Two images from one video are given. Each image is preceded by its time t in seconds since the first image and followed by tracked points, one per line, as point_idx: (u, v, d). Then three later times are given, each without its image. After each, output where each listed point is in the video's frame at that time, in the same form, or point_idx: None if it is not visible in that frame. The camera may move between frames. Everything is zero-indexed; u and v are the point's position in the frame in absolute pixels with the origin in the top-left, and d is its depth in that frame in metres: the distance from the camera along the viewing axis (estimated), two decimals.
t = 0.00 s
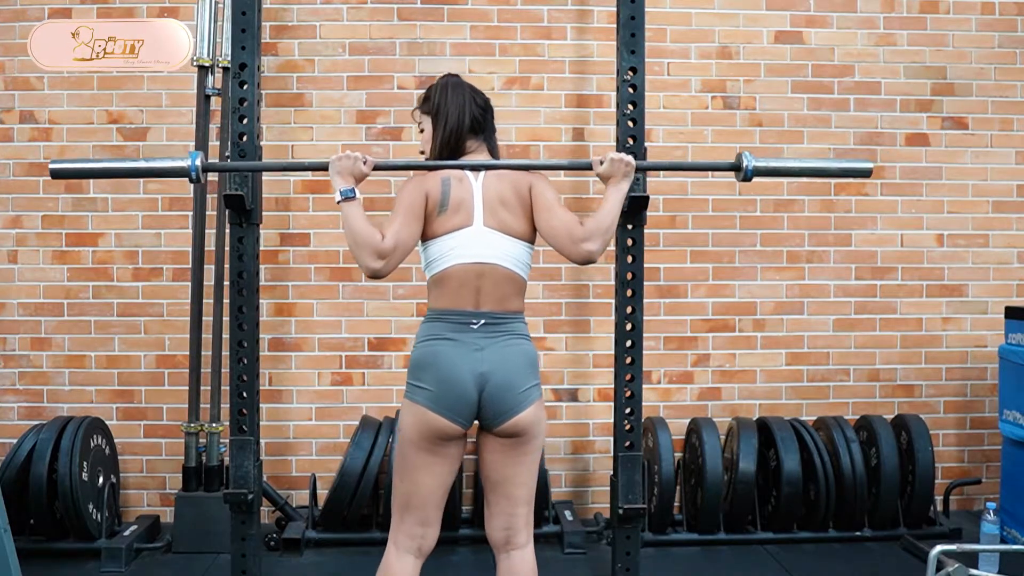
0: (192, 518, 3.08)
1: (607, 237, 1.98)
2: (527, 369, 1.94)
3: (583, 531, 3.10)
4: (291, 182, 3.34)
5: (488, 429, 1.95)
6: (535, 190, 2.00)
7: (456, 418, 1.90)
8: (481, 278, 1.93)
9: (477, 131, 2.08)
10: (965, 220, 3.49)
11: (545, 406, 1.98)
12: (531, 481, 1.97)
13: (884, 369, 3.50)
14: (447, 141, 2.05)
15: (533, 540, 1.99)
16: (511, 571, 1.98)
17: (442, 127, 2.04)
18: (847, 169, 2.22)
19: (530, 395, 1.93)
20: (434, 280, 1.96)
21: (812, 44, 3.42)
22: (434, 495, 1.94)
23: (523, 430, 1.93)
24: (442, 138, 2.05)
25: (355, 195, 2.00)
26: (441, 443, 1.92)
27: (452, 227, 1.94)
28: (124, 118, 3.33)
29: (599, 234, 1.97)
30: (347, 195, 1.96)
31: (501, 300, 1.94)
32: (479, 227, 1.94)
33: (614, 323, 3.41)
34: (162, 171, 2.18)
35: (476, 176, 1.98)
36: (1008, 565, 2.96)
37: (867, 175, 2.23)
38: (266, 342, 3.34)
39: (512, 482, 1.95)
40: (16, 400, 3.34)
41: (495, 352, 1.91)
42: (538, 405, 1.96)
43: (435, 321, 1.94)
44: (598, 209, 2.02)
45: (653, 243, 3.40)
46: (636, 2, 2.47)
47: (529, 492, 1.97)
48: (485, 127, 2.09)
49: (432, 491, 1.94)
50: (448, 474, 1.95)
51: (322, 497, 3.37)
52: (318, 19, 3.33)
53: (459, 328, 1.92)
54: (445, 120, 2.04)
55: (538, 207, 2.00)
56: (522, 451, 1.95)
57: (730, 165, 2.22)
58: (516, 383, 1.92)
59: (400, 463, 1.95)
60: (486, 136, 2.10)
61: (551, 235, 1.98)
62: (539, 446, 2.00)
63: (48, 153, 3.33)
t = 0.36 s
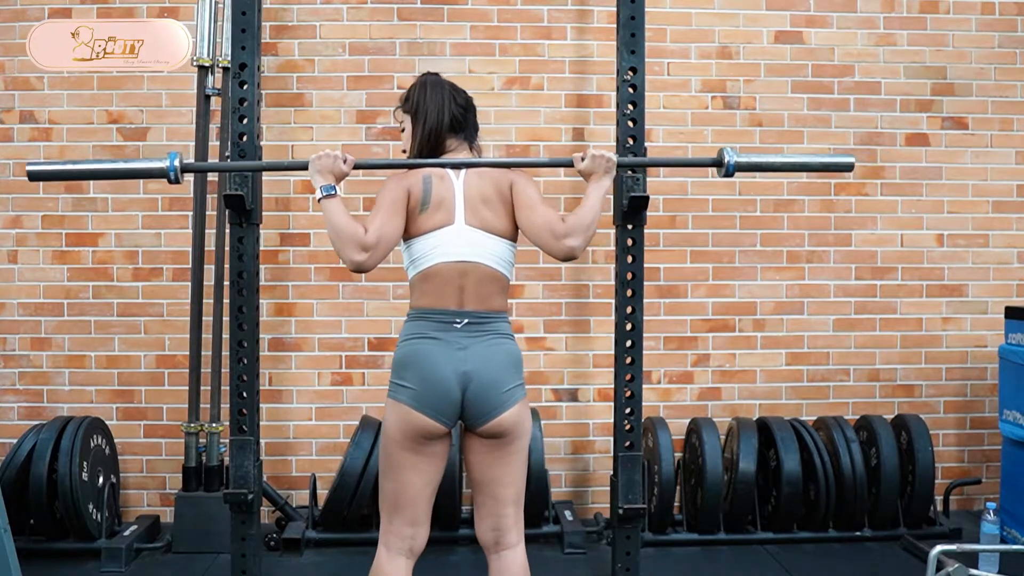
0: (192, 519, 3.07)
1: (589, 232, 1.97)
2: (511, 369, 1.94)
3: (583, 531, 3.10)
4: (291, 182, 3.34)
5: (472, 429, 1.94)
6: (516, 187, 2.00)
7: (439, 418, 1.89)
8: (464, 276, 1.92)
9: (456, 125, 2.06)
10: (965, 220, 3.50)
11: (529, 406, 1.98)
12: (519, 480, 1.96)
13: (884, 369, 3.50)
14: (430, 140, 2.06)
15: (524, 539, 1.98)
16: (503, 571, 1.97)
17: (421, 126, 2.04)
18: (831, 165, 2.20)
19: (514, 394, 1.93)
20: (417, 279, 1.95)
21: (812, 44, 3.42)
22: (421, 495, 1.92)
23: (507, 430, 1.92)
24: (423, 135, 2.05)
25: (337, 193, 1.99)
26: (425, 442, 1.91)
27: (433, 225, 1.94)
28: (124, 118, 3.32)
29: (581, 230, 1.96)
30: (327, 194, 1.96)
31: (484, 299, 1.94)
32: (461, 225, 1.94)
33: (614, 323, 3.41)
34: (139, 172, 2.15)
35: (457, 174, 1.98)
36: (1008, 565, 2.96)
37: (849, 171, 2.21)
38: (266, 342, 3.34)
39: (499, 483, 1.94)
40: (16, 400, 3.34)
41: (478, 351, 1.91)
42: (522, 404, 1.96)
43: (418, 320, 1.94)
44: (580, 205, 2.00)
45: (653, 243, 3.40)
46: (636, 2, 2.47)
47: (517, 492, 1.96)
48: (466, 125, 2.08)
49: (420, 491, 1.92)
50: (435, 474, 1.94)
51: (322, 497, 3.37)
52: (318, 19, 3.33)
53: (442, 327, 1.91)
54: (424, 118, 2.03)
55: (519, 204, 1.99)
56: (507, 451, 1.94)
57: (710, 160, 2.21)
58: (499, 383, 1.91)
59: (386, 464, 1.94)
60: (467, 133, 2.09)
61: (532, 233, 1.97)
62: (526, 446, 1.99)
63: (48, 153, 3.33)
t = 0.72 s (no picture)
0: (192, 518, 3.07)
1: (582, 228, 1.96)
2: (508, 367, 1.93)
3: (583, 531, 3.10)
4: (291, 182, 3.34)
5: (470, 429, 1.94)
6: (508, 184, 1.99)
7: (436, 417, 1.89)
8: (457, 275, 1.92)
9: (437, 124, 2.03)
10: (965, 220, 3.49)
11: (527, 404, 1.98)
12: (517, 479, 1.96)
13: (884, 369, 3.50)
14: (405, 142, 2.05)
15: (523, 538, 1.98)
16: (502, 570, 1.97)
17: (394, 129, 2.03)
18: (824, 154, 2.19)
19: (511, 393, 1.93)
20: (410, 279, 1.95)
21: (812, 44, 3.42)
22: (419, 494, 1.92)
23: (505, 428, 1.92)
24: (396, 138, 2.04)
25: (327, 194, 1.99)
26: (423, 442, 1.91)
27: (425, 225, 1.94)
28: (124, 118, 3.32)
29: (574, 226, 1.95)
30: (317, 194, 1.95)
31: (478, 297, 1.94)
32: (453, 224, 1.93)
33: (614, 323, 3.41)
34: (129, 175, 2.15)
35: (447, 172, 1.97)
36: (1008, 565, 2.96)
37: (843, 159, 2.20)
38: (266, 342, 3.34)
39: (497, 482, 1.94)
40: (16, 400, 3.34)
41: (475, 350, 1.91)
42: (520, 403, 1.95)
43: (413, 320, 1.94)
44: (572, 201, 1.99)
45: (653, 243, 3.40)
46: (636, 2, 2.47)
47: (515, 491, 1.96)
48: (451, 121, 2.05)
49: (418, 490, 1.93)
50: (432, 473, 1.94)
51: (322, 497, 3.37)
52: (317, 19, 3.33)
53: (438, 326, 1.92)
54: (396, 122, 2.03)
55: (511, 201, 1.98)
56: (505, 450, 1.94)
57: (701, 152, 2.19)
58: (496, 381, 1.91)
59: (384, 464, 1.94)
60: (452, 125, 2.05)
61: (525, 229, 1.96)
62: (524, 445, 1.99)
63: (48, 153, 3.33)
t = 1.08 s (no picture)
0: (192, 518, 3.07)
1: (587, 231, 1.97)
2: (512, 370, 1.93)
3: (583, 531, 3.10)
4: (291, 182, 3.34)
5: (474, 432, 1.94)
6: (513, 186, 1.99)
7: (440, 420, 1.89)
8: (462, 277, 1.92)
9: (437, 127, 2.04)
10: (965, 220, 3.50)
11: (531, 407, 1.98)
12: (521, 481, 1.96)
13: (884, 369, 3.50)
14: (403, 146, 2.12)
15: (525, 541, 1.98)
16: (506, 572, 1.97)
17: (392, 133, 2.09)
18: (830, 155, 2.19)
19: (516, 396, 1.93)
20: (415, 280, 1.95)
21: (812, 44, 3.42)
22: (421, 495, 1.92)
23: (509, 431, 1.92)
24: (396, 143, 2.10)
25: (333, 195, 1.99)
26: (426, 443, 1.91)
27: (430, 226, 1.94)
28: (124, 118, 3.32)
29: (580, 229, 1.95)
30: (323, 197, 1.96)
31: (483, 299, 1.94)
32: (458, 226, 1.94)
33: (614, 323, 3.41)
34: (130, 178, 2.14)
35: (452, 174, 1.98)
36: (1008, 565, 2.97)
37: (848, 161, 2.21)
38: (266, 342, 3.34)
39: (501, 484, 1.94)
40: (16, 400, 3.34)
41: (480, 353, 1.91)
42: (524, 405, 1.95)
43: (418, 322, 1.94)
44: (578, 202, 1.99)
45: (653, 243, 3.40)
46: (636, 2, 2.47)
47: (519, 493, 1.96)
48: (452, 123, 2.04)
49: (420, 491, 1.92)
50: (435, 475, 1.94)
51: (322, 497, 3.37)
52: (317, 19, 3.33)
53: (443, 328, 1.91)
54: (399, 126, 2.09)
55: (517, 202, 1.98)
56: (509, 452, 1.94)
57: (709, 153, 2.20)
58: (501, 384, 1.91)
59: (386, 466, 1.94)
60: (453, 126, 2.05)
61: (531, 231, 1.96)
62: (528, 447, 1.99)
63: (48, 153, 3.33)
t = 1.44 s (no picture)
0: (192, 518, 3.07)
1: (591, 231, 1.96)
2: (515, 371, 1.93)
3: (583, 531, 3.10)
4: (291, 182, 3.35)
5: (477, 434, 1.94)
6: (516, 187, 1.99)
7: (444, 423, 1.89)
8: (465, 278, 1.92)
9: (440, 130, 2.05)
10: (965, 220, 3.50)
11: (534, 407, 1.97)
12: (523, 483, 1.96)
13: (884, 369, 3.50)
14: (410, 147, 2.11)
15: (527, 540, 1.99)
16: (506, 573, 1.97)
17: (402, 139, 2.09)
18: (831, 156, 2.20)
19: (519, 397, 1.93)
20: (417, 282, 1.95)
21: (812, 44, 3.42)
22: (415, 494, 1.93)
23: (512, 433, 1.92)
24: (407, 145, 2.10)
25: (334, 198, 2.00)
26: (429, 446, 1.90)
27: (432, 228, 1.94)
28: (124, 118, 3.32)
29: (583, 229, 1.95)
30: (324, 199, 1.96)
31: (485, 301, 1.94)
32: (460, 227, 1.94)
33: (614, 323, 3.41)
34: (135, 181, 2.16)
35: (455, 175, 1.98)
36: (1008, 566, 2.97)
37: (850, 161, 2.21)
38: (266, 342, 3.34)
39: (504, 486, 1.94)
40: (16, 400, 3.34)
41: (483, 354, 1.90)
42: (526, 407, 1.95)
43: (420, 324, 1.93)
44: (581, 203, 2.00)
45: (653, 243, 3.40)
46: (636, 2, 2.47)
47: (521, 495, 1.96)
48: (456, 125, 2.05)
49: (416, 491, 1.93)
50: (431, 476, 1.94)
51: (322, 497, 3.37)
52: (318, 19, 3.33)
53: (445, 331, 1.91)
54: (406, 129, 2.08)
55: (520, 203, 1.99)
56: (511, 454, 1.94)
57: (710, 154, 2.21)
58: (504, 386, 1.91)
59: (383, 466, 1.94)
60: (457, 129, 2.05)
61: (534, 231, 1.96)
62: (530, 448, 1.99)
63: (48, 153, 3.33)
